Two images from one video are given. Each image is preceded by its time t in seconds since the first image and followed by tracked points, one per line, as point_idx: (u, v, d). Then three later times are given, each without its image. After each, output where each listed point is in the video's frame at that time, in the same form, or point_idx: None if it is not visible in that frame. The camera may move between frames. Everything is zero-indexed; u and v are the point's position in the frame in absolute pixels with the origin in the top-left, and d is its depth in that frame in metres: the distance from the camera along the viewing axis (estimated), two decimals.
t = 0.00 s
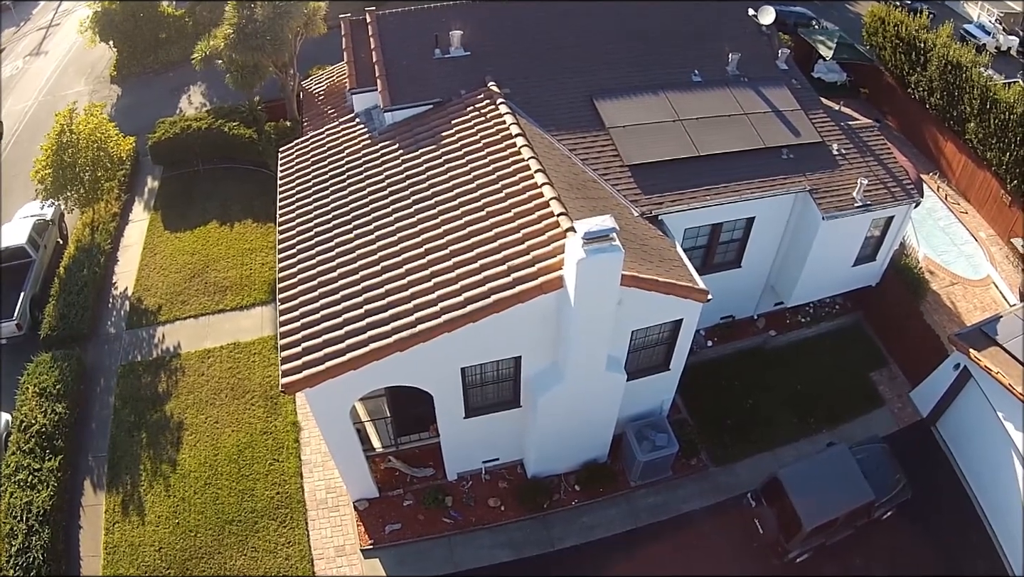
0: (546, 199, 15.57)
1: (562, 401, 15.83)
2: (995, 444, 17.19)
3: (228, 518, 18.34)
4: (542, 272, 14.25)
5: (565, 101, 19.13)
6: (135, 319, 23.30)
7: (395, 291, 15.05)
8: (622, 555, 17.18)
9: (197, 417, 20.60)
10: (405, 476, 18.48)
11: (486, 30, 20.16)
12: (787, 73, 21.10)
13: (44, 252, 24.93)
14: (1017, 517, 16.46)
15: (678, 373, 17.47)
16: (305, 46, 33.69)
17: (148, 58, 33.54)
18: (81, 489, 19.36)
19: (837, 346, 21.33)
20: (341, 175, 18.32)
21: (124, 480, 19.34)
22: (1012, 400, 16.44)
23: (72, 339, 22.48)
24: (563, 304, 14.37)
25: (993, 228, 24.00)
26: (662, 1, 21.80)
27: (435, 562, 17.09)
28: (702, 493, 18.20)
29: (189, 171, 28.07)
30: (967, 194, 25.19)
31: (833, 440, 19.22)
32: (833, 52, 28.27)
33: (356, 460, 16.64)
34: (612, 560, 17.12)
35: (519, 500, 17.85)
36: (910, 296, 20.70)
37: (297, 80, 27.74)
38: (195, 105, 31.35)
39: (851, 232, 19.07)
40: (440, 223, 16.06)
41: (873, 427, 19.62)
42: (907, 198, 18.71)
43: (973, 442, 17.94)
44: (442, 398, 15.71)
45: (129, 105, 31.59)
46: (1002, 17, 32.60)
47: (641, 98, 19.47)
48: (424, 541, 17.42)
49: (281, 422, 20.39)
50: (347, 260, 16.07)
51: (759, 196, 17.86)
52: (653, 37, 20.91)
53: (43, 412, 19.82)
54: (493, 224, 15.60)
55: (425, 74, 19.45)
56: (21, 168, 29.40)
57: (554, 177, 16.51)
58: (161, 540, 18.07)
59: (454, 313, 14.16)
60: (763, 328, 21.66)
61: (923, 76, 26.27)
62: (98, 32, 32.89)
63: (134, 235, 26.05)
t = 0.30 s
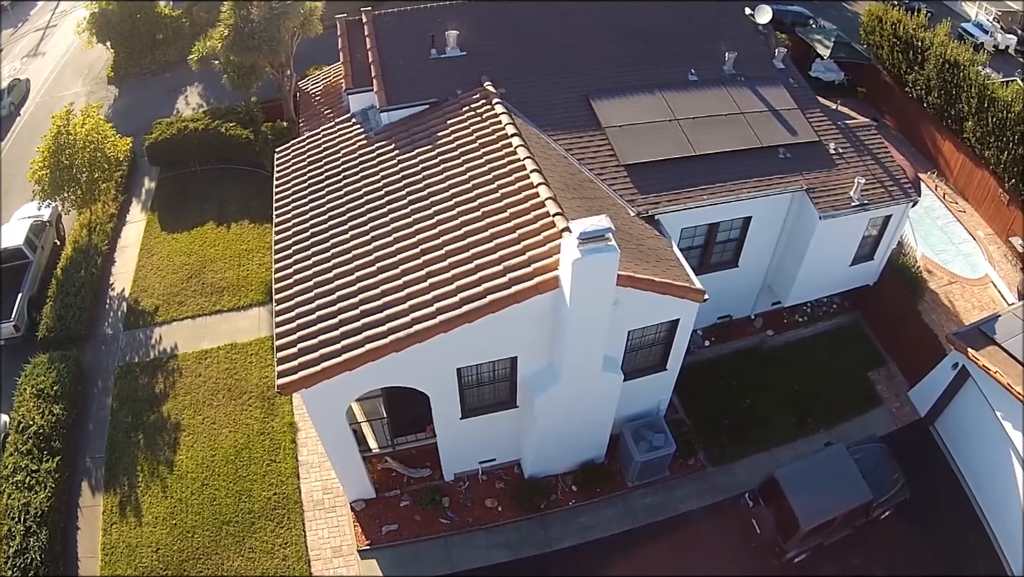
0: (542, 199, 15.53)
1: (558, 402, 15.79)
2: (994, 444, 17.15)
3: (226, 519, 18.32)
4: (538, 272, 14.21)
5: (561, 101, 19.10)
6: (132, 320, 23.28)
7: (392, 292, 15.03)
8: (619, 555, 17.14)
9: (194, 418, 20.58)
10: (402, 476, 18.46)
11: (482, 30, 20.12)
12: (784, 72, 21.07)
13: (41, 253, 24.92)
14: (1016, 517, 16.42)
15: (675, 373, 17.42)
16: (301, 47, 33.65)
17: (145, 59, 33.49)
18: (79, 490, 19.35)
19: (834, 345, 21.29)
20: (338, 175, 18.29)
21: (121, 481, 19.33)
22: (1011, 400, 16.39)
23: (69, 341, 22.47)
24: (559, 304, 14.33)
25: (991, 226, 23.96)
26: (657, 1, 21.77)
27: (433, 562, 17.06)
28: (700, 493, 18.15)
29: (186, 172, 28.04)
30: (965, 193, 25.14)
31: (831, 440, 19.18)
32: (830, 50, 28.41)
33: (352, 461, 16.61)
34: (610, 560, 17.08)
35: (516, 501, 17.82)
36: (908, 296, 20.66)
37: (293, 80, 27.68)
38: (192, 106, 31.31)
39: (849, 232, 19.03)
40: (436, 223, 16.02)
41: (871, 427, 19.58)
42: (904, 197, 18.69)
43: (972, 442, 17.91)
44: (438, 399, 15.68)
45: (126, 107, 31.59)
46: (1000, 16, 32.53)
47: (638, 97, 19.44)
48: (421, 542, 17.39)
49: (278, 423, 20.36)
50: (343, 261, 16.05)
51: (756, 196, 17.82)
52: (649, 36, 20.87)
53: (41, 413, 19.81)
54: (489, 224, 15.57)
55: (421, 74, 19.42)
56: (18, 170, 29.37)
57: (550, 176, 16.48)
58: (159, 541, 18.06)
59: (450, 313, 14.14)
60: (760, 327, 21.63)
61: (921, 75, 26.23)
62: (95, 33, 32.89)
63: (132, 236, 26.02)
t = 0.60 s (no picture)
0: (539, 200, 15.49)
1: (555, 404, 15.73)
2: (993, 445, 17.09)
3: (223, 520, 18.31)
4: (534, 273, 14.17)
5: (558, 101, 19.06)
6: (130, 322, 23.26)
7: (388, 293, 15.00)
8: (617, 557, 17.10)
9: (191, 419, 20.56)
10: (399, 478, 18.43)
11: (479, 31, 20.07)
12: (782, 73, 21.02)
13: (39, 254, 24.92)
14: (1015, 519, 16.36)
15: (673, 374, 17.35)
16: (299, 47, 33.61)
17: (143, 59, 33.36)
18: (76, 492, 19.33)
19: (833, 346, 21.22)
20: (335, 176, 18.25)
21: (119, 483, 19.32)
22: (1010, 402, 16.32)
23: (66, 342, 22.47)
24: (556, 305, 14.28)
25: (990, 227, 23.92)
26: (655, 2, 21.74)
27: (429, 564, 17.02)
28: (698, 494, 18.10)
29: (184, 172, 28.00)
30: (965, 193, 25.07)
31: (830, 442, 19.12)
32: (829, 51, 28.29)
33: (349, 463, 16.57)
34: (607, 562, 17.03)
35: (513, 502, 17.78)
36: (907, 296, 20.60)
37: (292, 81, 27.65)
38: (190, 107, 31.30)
39: (847, 232, 18.97)
40: (432, 225, 15.99)
41: (870, 428, 19.53)
42: (903, 198, 18.64)
43: (971, 443, 17.85)
44: (434, 401, 15.63)
45: (124, 107, 31.60)
46: (1000, 15, 32.46)
47: (635, 98, 19.39)
48: (418, 544, 17.36)
49: (275, 424, 20.33)
50: (339, 262, 16.02)
51: (754, 197, 17.76)
52: (647, 37, 20.82)
53: (38, 415, 19.80)
54: (485, 225, 15.53)
55: (419, 75, 19.38)
56: (16, 171, 29.38)
57: (547, 177, 16.43)
58: (156, 543, 18.05)
59: (447, 314, 14.11)
60: (759, 328, 21.58)
61: (920, 75, 26.16)
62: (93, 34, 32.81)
63: (129, 237, 25.99)
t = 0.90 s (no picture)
0: (535, 203, 15.40)
1: (551, 408, 15.65)
2: (992, 448, 17.01)
3: (220, 523, 18.28)
4: (530, 277, 14.08)
5: (555, 103, 18.99)
6: (127, 324, 23.22)
7: (383, 297, 14.93)
8: (614, 561, 17.04)
9: (188, 422, 20.51)
10: (395, 481, 18.35)
11: (477, 32, 20.00)
12: (781, 74, 20.94)
13: (37, 257, 24.90)
14: (1014, 522, 16.29)
15: (670, 378, 17.21)
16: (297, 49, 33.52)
17: (141, 61, 33.31)
18: (74, 494, 19.32)
19: (832, 348, 21.13)
20: (331, 178, 18.18)
21: (116, 486, 19.30)
22: (1010, 405, 16.24)
23: (64, 344, 22.45)
24: (552, 309, 14.18)
25: (990, 228, 23.85)
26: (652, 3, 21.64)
27: (426, 568, 16.98)
28: (695, 498, 18.02)
29: (182, 174, 27.94)
30: (964, 194, 24.98)
31: (828, 445, 19.04)
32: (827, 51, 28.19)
33: (345, 467, 16.51)
34: (604, 566, 16.97)
35: (509, 506, 17.71)
36: (906, 298, 20.50)
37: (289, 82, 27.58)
38: (188, 108, 31.26)
39: (846, 234, 18.87)
40: (428, 228, 15.91)
41: (868, 431, 19.46)
42: (902, 200, 18.54)
43: (970, 446, 17.77)
44: (430, 405, 15.56)
45: (122, 109, 31.59)
46: (999, 16, 32.34)
47: (633, 99, 19.31)
48: (414, 548, 17.31)
49: (272, 427, 20.28)
50: (334, 265, 15.94)
51: (752, 199, 17.67)
52: (645, 37, 20.74)
53: (36, 417, 19.79)
54: (481, 228, 15.44)
55: (415, 77, 19.31)
56: (14, 172, 29.37)
57: (543, 180, 16.34)
58: (153, 546, 18.04)
59: (442, 319, 14.05)
60: (757, 330, 21.50)
61: (919, 76, 26.05)
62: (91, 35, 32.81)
63: (127, 239, 25.96)
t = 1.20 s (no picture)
0: (530, 208, 15.25)
1: (546, 414, 15.52)
2: (992, 453, 16.89)
3: (215, 529, 18.21)
4: (524, 284, 13.95)
5: (551, 106, 18.85)
6: (123, 328, 23.15)
7: (376, 304, 14.82)
8: (610, 567, 16.94)
9: (183, 427, 20.44)
10: (390, 487, 18.25)
11: (471, 34, 19.84)
12: (779, 75, 20.80)
13: (32, 260, 24.83)
14: (1013, 528, 16.18)
15: (667, 383, 17.03)
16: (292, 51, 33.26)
17: (137, 63, 33.02)
18: (69, 499, 19.28)
19: (830, 352, 20.98)
20: (325, 182, 18.06)
21: (111, 491, 19.25)
22: (1009, 409, 16.12)
23: (59, 349, 22.40)
24: (546, 316, 14.05)
25: (989, 229, 23.79)
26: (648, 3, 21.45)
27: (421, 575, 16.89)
28: (692, 503, 17.92)
29: (178, 177, 27.79)
30: (963, 196, 24.85)
31: (826, 449, 18.92)
32: (826, 53, 27.86)
33: (339, 473, 16.40)
34: (600, 572, 16.87)
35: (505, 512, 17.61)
36: (905, 301, 20.35)
37: (284, 85, 27.44)
38: (183, 110, 31.14)
39: (844, 238, 18.72)
40: (421, 234, 15.78)
41: (867, 435, 19.34)
42: (901, 202, 18.40)
43: (970, 450, 17.64)
44: (425, 412, 15.45)
45: (118, 111, 31.49)
46: (998, 16, 32.16)
47: (629, 102, 19.16)
48: (409, 554, 17.21)
49: (267, 432, 20.21)
50: (328, 271, 15.84)
51: (749, 203, 17.49)
52: (640, 38, 20.57)
53: (31, 422, 19.76)
54: (475, 234, 15.32)
55: (410, 80, 19.18)
56: (10, 175, 29.28)
57: (538, 185, 16.19)
58: (148, 551, 17.99)
59: (435, 326, 13.94)
60: (755, 334, 21.35)
61: (917, 77, 25.86)
62: (87, 38, 32.28)
63: (122, 242, 25.86)
